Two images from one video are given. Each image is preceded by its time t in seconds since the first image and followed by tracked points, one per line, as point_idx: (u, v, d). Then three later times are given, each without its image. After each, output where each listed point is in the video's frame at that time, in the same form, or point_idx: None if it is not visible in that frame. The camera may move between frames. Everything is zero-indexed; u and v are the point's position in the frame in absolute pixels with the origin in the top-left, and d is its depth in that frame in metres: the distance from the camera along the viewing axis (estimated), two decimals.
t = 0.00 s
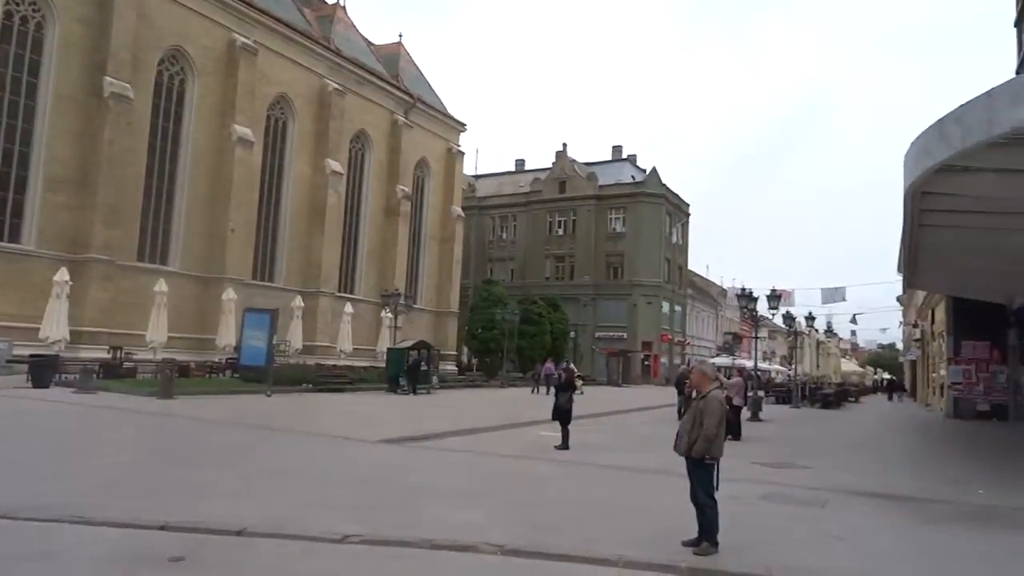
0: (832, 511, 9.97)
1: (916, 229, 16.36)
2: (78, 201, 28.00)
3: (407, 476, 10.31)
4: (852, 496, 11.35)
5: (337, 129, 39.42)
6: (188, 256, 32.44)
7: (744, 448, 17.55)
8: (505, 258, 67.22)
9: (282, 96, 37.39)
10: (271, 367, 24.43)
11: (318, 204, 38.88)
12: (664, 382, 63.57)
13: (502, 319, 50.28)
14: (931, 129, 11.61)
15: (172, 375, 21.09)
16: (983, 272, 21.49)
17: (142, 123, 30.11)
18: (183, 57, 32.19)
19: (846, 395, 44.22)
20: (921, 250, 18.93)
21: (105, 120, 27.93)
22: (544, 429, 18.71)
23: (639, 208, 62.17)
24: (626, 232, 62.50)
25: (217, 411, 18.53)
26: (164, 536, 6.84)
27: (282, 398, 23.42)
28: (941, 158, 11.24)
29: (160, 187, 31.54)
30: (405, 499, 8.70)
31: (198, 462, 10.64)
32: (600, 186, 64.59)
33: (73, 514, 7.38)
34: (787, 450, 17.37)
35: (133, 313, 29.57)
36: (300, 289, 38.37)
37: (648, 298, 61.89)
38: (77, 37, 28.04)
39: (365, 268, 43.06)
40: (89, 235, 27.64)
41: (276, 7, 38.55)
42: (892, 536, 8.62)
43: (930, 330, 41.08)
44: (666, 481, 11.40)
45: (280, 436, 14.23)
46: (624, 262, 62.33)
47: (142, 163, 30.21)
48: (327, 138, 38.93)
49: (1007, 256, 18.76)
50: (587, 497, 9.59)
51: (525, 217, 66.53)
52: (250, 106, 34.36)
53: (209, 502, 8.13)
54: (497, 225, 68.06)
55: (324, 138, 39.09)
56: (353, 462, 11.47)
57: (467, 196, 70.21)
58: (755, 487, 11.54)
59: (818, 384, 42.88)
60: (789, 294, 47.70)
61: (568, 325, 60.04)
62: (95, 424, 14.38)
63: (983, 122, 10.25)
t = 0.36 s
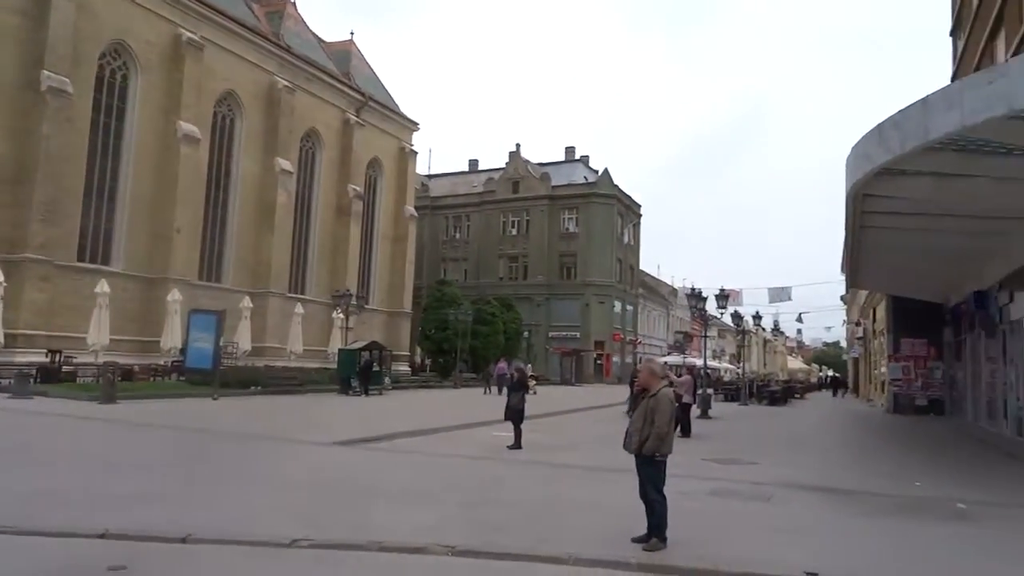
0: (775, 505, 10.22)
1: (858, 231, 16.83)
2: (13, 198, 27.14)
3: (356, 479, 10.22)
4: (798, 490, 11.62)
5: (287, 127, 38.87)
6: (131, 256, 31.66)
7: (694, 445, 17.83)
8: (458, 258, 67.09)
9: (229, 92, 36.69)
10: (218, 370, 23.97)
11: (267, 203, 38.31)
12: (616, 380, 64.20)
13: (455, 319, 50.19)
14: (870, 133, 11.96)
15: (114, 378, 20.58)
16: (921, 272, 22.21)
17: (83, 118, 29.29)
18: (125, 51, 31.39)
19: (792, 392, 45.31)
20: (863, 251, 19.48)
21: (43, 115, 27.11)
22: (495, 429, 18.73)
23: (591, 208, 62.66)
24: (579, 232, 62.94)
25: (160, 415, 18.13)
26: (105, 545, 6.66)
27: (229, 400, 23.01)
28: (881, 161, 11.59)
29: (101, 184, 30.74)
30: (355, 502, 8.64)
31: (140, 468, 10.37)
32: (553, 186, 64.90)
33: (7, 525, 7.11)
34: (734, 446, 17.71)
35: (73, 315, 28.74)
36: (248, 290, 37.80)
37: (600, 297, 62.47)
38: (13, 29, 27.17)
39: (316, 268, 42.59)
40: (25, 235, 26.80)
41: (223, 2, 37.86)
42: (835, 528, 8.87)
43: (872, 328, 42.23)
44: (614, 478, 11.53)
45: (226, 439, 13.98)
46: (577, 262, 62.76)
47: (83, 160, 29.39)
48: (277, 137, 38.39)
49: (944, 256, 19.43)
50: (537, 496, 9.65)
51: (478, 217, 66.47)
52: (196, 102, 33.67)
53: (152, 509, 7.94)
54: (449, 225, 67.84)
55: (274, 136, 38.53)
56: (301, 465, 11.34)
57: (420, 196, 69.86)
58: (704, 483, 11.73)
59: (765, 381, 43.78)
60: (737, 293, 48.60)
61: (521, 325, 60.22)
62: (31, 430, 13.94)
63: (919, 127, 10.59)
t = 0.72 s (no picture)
0: (733, 499, 10.38)
1: (814, 230, 17.17)
2: None
3: (315, 479, 10.13)
4: (755, 484, 11.82)
5: (244, 122, 38.30)
6: (83, 254, 30.93)
7: (654, 441, 18.02)
8: (420, 256, 66.80)
9: (185, 86, 36.01)
10: (173, 369, 23.54)
11: (225, 199, 37.72)
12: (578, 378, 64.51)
13: (417, 317, 49.95)
14: (825, 135, 12.19)
15: (64, 379, 20.10)
16: (873, 270, 22.73)
17: (30, 111, 28.54)
18: (75, 42, 30.63)
19: (750, 388, 45.97)
20: (818, 250, 19.88)
21: None
22: (457, 428, 18.69)
23: (553, 206, 62.86)
24: (541, 230, 63.11)
25: (113, 416, 17.74)
26: (54, 550, 6.50)
27: (185, 401, 22.62)
28: (835, 163, 11.83)
29: (50, 179, 29.98)
30: (314, 502, 8.56)
31: (92, 471, 10.14)
32: (516, 184, 64.95)
33: None
34: (693, 442, 17.93)
35: (22, 314, 27.99)
36: (205, 288, 37.19)
37: (562, 295, 62.75)
38: None
39: (275, 266, 42.07)
40: None
41: None
42: (789, 521, 9.05)
43: (828, 325, 43.07)
44: (575, 476, 11.60)
45: (181, 440, 13.74)
46: (539, 260, 62.95)
47: (31, 153, 28.64)
48: (235, 132, 37.81)
49: (895, 255, 19.92)
50: (498, 493, 9.66)
51: (440, 215, 66.24)
52: (150, 96, 32.98)
53: (104, 512, 7.77)
54: (411, 223, 67.48)
55: (231, 132, 37.94)
56: (259, 465, 11.19)
57: (381, 193, 69.38)
58: (664, 479, 11.86)
59: (725, 378, 44.37)
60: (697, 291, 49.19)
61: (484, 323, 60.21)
62: None
63: (871, 129, 10.83)
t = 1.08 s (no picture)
0: (700, 495, 10.49)
1: (780, 228, 17.40)
2: None
3: (283, 479, 10.04)
4: (722, 479, 11.95)
5: (210, 118, 37.80)
6: (43, 253, 30.33)
7: (623, 438, 18.12)
8: (390, 255, 66.47)
9: (148, 82, 35.45)
10: (137, 370, 23.17)
11: (190, 197, 37.21)
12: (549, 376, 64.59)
13: (386, 316, 49.66)
14: (790, 135, 12.37)
15: (25, 380, 19.69)
16: (838, 267, 23.06)
17: None
18: (34, 35, 30.04)
19: (719, 385, 46.41)
20: (785, 247, 20.13)
21: None
22: (427, 427, 18.64)
23: (523, 205, 62.92)
24: (512, 228, 63.10)
25: (75, 418, 17.41)
26: (12, 556, 6.37)
27: (150, 402, 22.27)
28: (799, 162, 12.01)
29: (8, 176, 29.35)
30: (282, 503, 8.49)
31: (53, 473, 9.95)
32: (486, 182, 64.88)
33: None
34: (662, 439, 18.05)
35: None
36: (171, 288, 36.68)
37: (533, 294, 62.83)
38: None
39: (243, 265, 41.60)
40: None
41: None
42: (756, 515, 9.16)
43: (795, 322, 43.64)
44: (545, 473, 11.63)
45: (146, 442, 13.53)
46: (510, 258, 62.95)
47: None
48: (200, 128, 37.31)
49: (859, 252, 20.23)
50: (467, 492, 9.65)
51: (410, 213, 65.98)
52: (112, 91, 32.41)
53: (66, 516, 7.64)
54: (381, 221, 67.11)
55: (196, 128, 37.44)
56: (225, 467, 11.06)
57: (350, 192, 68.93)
58: (633, 475, 11.94)
59: (694, 375, 44.73)
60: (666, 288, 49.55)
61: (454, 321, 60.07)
62: None
63: (835, 129, 11.00)
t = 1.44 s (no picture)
0: (686, 492, 10.55)
1: (763, 226, 17.51)
2: None
3: (267, 481, 10.01)
4: (708, 476, 12.01)
5: (192, 119, 37.54)
6: (22, 255, 30.05)
7: (609, 436, 18.18)
8: (375, 255, 66.28)
9: (129, 82, 35.16)
10: (121, 373, 22.99)
11: (173, 198, 36.97)
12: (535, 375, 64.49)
13: (372, 317, 49.53)
14: (772, 133, 12.45)
15: (5, 384, 19.48)
16: (821, 265, 23.21)
17: None
18: (12, 35, 29.75)
19: (705, 382, 46.59)
20: (768, 245, 20.27)
21: None
22: (414, 427, 18.62)
23: (508, 205, 62.90)
24: (497, 228, 63.07)
25: (57, 422, 17.24)
26: None
27: (133, 405, 22.11)
28: (782, 160, 12.08)
29: None
30: (267, 506, 8.46)
31: (35, 478, 9.87)
32: (471, 182, 64.84)
33: None
34: (648, 437, 18.13)
35: None
36: (153, 289, 36.42)
37: (519, 294, 62.84)
38: None
39: (226, 266, 41.37)
40: None
41: None
42: (741, 511, 9.23)
43: (779, 320, 43.86)
44: (531, 472, 11.66)
45: (129, 446, 13.43)
46: (495, 258, 62.93)
47: None
48: (182, 128, 37.04)
49: (842, 250, 20.40)
50: (455, 492, 9.65)
51: (395, 213, 65.82)
52: (92, 92, 32.12)
53: (48, 521, 7.58)
54: (366, 222, 66.89)
55: (178, 129, 37.16)
56: (210, 469, 11.00)
57: (335, 192, 68.68)
58: (619, 473, 11.99)
59: (680, 373, 44.89)
60: (651, 287, 49.71)
61: (440, 321, 59.96)
62: None
63: (816, 127, 11.08)
